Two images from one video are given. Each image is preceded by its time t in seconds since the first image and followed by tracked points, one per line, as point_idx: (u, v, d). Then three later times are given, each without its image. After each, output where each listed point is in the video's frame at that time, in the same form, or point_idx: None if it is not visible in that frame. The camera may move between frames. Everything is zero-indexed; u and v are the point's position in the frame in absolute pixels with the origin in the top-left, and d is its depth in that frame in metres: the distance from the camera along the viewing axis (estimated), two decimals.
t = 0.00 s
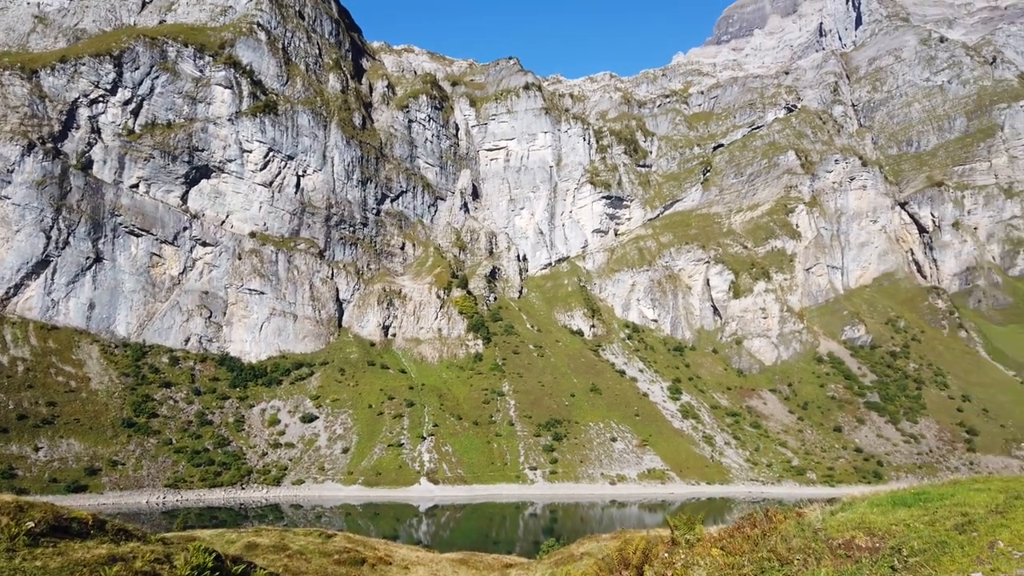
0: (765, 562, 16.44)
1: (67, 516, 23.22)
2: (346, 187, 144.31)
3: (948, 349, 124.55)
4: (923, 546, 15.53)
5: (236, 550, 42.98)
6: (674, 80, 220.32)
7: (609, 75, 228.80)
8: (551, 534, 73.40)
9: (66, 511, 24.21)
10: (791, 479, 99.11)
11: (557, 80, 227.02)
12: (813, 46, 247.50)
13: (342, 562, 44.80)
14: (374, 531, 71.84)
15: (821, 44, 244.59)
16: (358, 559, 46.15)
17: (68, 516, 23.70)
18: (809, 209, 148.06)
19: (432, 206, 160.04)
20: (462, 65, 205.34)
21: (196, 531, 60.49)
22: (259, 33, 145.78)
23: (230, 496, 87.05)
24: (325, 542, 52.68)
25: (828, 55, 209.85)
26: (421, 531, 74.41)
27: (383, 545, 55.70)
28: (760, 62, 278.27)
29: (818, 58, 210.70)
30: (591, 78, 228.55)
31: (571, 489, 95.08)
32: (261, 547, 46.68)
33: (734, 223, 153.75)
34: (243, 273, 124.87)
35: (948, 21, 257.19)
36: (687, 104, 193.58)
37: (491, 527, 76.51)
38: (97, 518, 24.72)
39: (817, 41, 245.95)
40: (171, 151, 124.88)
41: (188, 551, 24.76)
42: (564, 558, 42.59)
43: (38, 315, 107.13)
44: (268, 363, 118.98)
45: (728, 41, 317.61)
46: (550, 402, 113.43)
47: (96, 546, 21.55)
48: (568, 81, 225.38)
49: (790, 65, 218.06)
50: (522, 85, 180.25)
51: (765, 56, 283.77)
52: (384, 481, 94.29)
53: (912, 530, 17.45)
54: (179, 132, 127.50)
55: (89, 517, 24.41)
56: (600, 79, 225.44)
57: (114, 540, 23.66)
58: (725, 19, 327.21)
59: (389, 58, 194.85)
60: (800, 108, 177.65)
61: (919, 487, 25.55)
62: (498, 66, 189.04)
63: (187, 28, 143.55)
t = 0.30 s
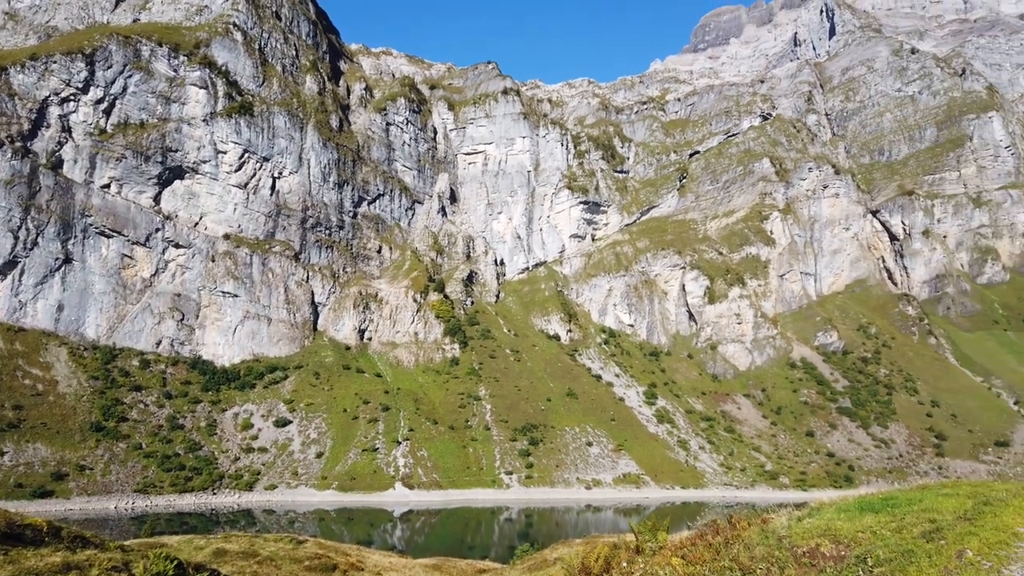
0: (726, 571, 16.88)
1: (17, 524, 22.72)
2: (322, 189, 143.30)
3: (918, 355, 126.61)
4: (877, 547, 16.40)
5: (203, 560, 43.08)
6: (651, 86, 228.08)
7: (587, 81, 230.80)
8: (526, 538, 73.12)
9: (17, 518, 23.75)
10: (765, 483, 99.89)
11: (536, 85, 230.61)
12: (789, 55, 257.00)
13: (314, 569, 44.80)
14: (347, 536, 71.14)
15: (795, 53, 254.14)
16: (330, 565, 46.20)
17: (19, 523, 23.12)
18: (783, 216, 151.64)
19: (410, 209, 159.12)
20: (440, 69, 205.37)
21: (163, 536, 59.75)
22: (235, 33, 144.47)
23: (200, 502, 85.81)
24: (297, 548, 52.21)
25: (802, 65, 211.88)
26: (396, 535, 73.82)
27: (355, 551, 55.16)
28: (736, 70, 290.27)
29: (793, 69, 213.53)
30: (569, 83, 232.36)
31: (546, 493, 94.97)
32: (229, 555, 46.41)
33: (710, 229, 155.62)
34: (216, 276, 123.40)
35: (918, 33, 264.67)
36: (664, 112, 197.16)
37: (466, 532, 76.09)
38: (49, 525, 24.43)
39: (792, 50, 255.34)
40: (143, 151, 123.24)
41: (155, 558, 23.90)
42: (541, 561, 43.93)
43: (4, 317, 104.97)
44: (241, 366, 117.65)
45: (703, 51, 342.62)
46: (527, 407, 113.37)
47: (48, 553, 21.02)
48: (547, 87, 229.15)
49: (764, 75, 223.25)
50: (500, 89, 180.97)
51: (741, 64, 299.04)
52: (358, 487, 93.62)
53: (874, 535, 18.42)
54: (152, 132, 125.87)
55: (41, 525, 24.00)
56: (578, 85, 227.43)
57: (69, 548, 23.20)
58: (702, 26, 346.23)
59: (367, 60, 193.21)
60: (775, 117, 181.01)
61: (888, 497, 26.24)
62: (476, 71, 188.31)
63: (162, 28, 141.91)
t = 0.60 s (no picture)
0: None
1: None
2: (290, 191, 142.15)
3: (879, 360, 129.50)
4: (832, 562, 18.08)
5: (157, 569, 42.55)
6: (621, 93, 237.46)
7: (559, 87, 241.66)
8: (494, 543, 72.78)
9: None
10: (730, 487, 100.94)
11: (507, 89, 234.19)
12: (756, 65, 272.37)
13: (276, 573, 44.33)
14: (313, 542, 70.15)
15: (764, 63, 269.13)
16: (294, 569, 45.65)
17: None
18: (750, 222, 154.41)
19: (380, 211, 159.15)
20: (412, 72, 204.48)
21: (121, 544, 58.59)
22: (202, 32, 142.49)
23: (161, 508, 84.29)
24: (257, 554, 50.78)
25: (771, 74, 221.02)
26: (362, 541, 73.03)
27: (319, 557, 54.62)
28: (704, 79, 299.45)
29: (761, 77, 222.08)
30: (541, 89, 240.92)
31: (514, 498, 94.92)
32: (190, 560, 45.43)
33: (679, 235, 157.62)
34: (181, 277, 121.48)
35: (882, 46, 273.08)
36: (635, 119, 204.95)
37: (434, 537, 75.70)
38: None
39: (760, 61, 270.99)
40: (106, 150, 120.86)
41: (97, 566, 25.75)
42: (505, 568, 45.41)
43: None
44: (206, 370, 115.92)
45: (675, 58, 354.29)
46: (495, 411, 113.31)
47: None
48: (518, 92, 233.87)
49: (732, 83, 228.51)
50: (472, 93, 180.97)
51: (709, 72, 317.15)
52: (324, 492, 92.74)
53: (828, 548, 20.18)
54: (115, 130, 123.44)
55: None
56: (550, 91, 235.65)
57: (13, 557, 23.57)
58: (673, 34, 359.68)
59: (337, 61, 191.64)
60: (743, 125, 185.20)
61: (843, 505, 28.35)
62: (448, 74, 188.66)
63: (127, 24, 139.32)
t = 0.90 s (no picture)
0: None
1: None
2: (256, 192, 140.71)
3: (840, 366, 132.47)
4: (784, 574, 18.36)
5: None
6: (590, 99, 240.47)
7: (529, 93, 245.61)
8: (460, 548, 72.41)
9: None
10: (695, 491, 101.90)
11: (478, 93, 236.34)
12: (725, 74, 273.44)
13: None
14: (275, 549, 69.12)
15: (731, 72, 268.71)
16: None
17: None
18: (716, 230, 157.48)
19: (347, 214, 157.57)
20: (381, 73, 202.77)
21: (75, 551, 57.38)
22: (167, 29, 140.41)
23: (118, 515, 82.45)
24: (217, 562, 51.29)
25: (737, 83, 223.08)
26: (326, 547, 72.16)
27: (280, 564, 54.56)
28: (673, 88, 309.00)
29: (727, 86, 224.04)
30: (511, 94, 244.72)
31: (480, 503, 94.78)
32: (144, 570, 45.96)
33: (646, 241, 159.64)
34: (142, 278, 119.17)
35: (845, 58, 281.96)
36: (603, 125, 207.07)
37: (399, 542, 75.31)
38: None
39: (727, 70, 270.92)
40: (66, 147, 117.97)
41: None
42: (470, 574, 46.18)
43: None
44: (167, 373, 113.88)
45: (644, 67, 417.69)
46: (463, 415, 113.07)
47: None
48: (488, 96, 236.49)
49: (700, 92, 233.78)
50: (442, 96, 181.02)
51: (679, 81, 332.90)
52: (287, 497, 91.51)
53: (778, 564, 20.12)
54: (75, 127, 120.60)
55: None
56: (520, 96, 240.20)
57: None
58: (641, 45, 432.93)
59: (305, 61, 189.64)
60: (710, 133, 189.16)
61: (800, 515, 28.95)
62: (418, 77, 188.56)
63: (89, 20, 136.67)
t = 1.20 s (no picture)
0: None
1: None
2: (231, 191, 139.37)
3: (814, 368, 134.44)
4: None
5: None
6: (569, 101, 242.09)
7: (508, 94, 247.98)
8: (437, 550, 71.92)
9: None
10: (671, 492, 102.47)
11: (457, 94, 237.31)
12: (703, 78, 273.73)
13: None
14: (249, 551, 68.33)
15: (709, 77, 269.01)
16: None
17: None
18: (692, 232, 158.23)
19: (324, 214, 156.84)
20: (360, 73, 202.72)
21: (39, 555, 55.99)
22: (141, 25, 138.67)
23: (88, 518, 81.18)
24: (186, 566, 50.46)
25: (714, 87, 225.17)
26: (301, 549, 71.49)
27: (253, 566, 54.26)
28: (650, 92, 312.92)
29: (705, 90, 225.56)
30: (490, 96, 247.53)
31: (456, 504, 94.53)
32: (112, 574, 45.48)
33: (624, 244, 160.50)
34: (114, 277, 117.39)
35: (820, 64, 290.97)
36: (581, 126, 209.35)
37: (375, 544, 74.88)
38: None
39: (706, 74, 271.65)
40: (36, 144, 115.96)
41: None
42: None
43: None
44: (138, 373, 112.32)
45: (621, 68, 425.86)
46: (439, 417, 112.71)
47: None
48: (467, 97, 238.13)
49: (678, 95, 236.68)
50: (420, 97, 180.64)
51: (656, 84, 337.99)
52: (261, 499, 90.55)
53: None
54: (46, 123, 118.57)
55: None
56: (499, 98, 242.63)
57: None
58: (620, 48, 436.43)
59: (282, 60, 188.23)
60: (687, 137, 190.85)
61: (768, 523, 28.57)
62: (396, 77, 188.44)
63: (60, 15, 134.51)
